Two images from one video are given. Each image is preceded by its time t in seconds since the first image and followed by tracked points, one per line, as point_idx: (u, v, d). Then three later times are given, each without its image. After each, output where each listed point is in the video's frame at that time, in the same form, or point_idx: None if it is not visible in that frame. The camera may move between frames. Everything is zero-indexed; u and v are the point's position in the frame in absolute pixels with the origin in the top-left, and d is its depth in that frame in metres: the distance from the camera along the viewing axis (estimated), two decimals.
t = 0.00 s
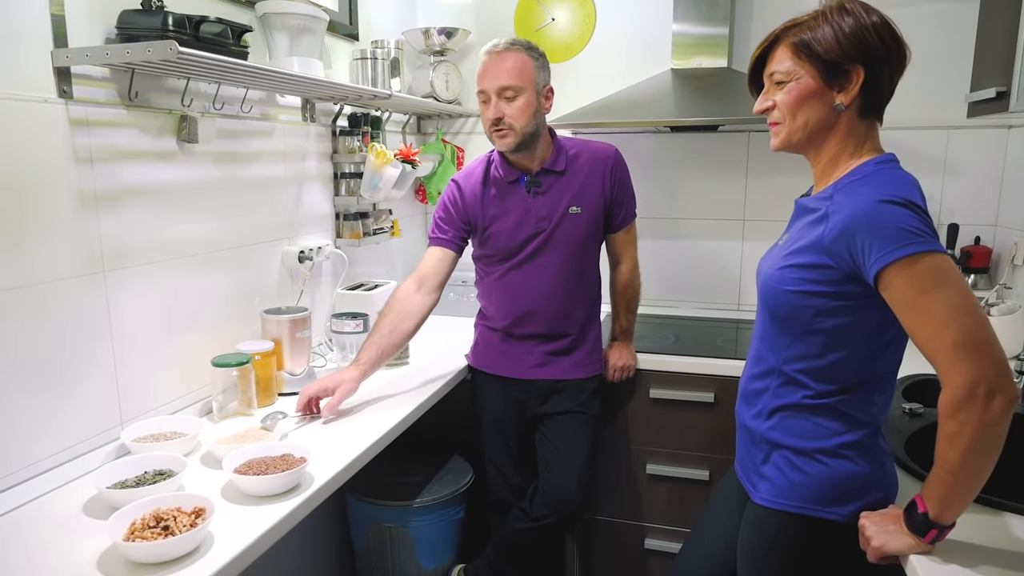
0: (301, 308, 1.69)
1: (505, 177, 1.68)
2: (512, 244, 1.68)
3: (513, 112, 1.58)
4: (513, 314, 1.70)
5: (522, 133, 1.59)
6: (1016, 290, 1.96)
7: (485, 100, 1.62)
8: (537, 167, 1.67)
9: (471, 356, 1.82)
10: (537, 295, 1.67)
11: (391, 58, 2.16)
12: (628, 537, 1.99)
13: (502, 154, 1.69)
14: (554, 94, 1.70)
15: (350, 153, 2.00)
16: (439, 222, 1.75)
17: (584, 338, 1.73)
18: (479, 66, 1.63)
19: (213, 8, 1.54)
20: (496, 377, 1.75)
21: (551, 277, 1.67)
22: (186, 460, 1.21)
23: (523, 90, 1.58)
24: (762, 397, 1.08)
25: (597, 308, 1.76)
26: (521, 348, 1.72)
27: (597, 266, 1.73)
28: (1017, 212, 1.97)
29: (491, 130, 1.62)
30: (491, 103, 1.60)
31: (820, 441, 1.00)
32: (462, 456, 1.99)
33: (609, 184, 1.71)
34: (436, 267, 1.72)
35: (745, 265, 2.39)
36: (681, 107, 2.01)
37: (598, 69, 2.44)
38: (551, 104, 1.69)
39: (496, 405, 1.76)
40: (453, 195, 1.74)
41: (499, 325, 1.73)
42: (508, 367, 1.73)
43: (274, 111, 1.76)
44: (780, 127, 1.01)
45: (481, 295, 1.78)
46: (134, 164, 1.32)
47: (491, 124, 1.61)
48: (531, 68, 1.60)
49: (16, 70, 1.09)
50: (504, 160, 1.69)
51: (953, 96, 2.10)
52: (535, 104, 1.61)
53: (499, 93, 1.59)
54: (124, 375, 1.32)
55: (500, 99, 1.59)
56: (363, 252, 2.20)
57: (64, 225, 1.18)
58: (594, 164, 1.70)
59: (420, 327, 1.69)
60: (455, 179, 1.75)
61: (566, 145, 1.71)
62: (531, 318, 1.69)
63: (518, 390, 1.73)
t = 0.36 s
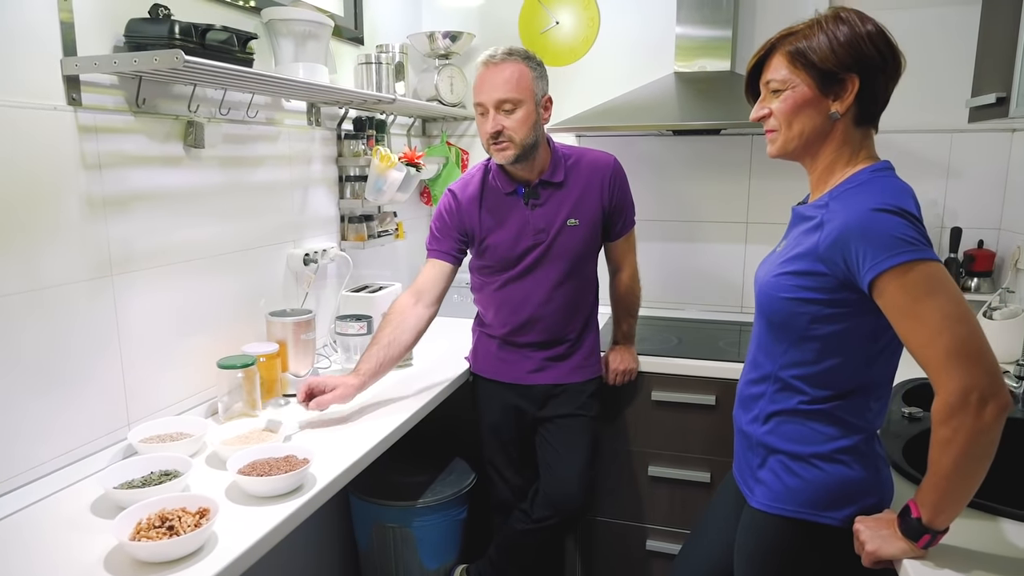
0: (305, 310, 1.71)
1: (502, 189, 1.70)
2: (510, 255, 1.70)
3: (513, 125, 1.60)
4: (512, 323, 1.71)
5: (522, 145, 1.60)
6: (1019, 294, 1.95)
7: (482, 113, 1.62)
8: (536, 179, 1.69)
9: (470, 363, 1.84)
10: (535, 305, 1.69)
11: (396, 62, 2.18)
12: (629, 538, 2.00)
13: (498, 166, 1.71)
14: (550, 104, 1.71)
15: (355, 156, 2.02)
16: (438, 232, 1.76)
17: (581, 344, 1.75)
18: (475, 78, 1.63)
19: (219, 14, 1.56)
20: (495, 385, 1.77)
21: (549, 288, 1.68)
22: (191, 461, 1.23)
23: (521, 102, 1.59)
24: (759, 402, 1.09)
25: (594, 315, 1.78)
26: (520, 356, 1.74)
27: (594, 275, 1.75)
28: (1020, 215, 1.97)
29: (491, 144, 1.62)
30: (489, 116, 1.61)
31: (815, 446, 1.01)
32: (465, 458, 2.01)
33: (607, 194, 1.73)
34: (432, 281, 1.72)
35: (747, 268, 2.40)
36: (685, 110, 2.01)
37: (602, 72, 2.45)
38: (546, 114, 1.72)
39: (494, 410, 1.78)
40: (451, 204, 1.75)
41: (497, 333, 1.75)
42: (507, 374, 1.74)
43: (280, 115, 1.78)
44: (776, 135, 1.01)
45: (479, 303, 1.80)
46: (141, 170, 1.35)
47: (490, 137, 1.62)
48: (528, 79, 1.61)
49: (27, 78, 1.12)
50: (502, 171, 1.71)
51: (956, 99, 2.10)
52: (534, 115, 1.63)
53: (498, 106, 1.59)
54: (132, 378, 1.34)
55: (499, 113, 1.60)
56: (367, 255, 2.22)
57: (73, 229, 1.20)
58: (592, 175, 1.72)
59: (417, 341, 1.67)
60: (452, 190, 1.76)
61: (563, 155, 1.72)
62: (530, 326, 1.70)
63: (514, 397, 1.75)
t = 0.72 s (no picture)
0: (323, 312, 1.72)
1: (520, 191, 1.69)
2: (527, 256, 1.70)
3: (532, 129, 1.60)
4: (529, 324, 1.72)
5: (541, 150, 1.61)
6: None
7: (502, 117, 1.63)
8: (554, 181, 1.69)
9: (486, 365, 1.84)
10: (552, 305, 1.69)
11: (413, 65, 2.19)
12: (644, 541, 2.00)
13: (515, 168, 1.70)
14: (567, 109, 1.71)
15: (372, 159, 2.03)
16: (455, 223, 1.71)
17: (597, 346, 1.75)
18: (495, 81, 1.63)
19: (239, 20, 1.59)
20: (511, 386, 1.77)
21: (565, 289, 1.68)
22: (209, 461, 1.25)
23: (540, 107, 1.59)
24: (774, 407, 1.09)
25: (611, 317, 1.78)
26: (536, 357, 1.74)
27: (610, 277, 1.75)
28: None
29: (509, 148, 1.63)
30: (508, 119, 1.61)
31: (831, 452, 1.00)
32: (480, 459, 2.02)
33: (623, 196, 1.73)
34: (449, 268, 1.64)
35: (765, 270, 2.38)
36: (703, 112, 2.00)
37: (618, 74, 2.44)
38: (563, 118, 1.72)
39: (512, 411, 1.78)
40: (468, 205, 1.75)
41: (513, 335, 1.75)
42: (522, 375, 1.75)
43: (298, 118, 1.80)
44: (791, 139, 1.01)
45: (495, 305, 1.80)
46: (162, 173, 1.37)
47: (509, 142, 1.62)
48: (547, 82, 1.61)
49: (51, 84, 1.14)
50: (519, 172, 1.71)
51: (979, 100, 2.07)
52: (553, 120, 1.63)
53: (517, 110, 1.59)
54: (152, 378, 1.37)
55: (518, 117, 1.60)
56: (384, 256, 2.23)
57: (95, 232, 1.23)
58: (608, 176, 1.72)
59: (430, 326, 1.58)
60: (469, 189, 1.75)
61: (579, 157, 1.72)
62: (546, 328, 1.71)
63: (531, 398, 1.75)
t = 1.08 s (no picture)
0: (337, 315, 1.75)
1: (534, 195, 1.71)
2: (540, 260, 1.71)
3: (543, 134, 1.61)
4: (541, 328, 1.72)
5: (553, 154, 1.62)
6: None
7: (514, 121, 1.64)
8: (566, 185, 1.70)
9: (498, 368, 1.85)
10: (567, 308, 1.69)
11: (427, 70, 2.21)
12: (656, 544, 2.00)
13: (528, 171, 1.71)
14: (581, 113, 1.73)
15: (387, 163, 2.05)
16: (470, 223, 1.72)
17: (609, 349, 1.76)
18: (507, 86, 1.64)
19: (256, 28, 1.61)
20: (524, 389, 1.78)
21: (577, 293, 1.69)
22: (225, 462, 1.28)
23: (553, 111, 1.61)
24: (782, 414, 1.09)
25: (623, 320, 1.79)
26: (548, 361, 1.75)
27: (622, 280, 1.76)
28: None
29: (521, 152, 1.64)
30: (520, 124, 1.62)
31: (839, 460, 1.00)
32: (493, 461, 2.03)
33: (636, 200, 1.73)
34: (463, 269, 1.66)
35: (779, 273, 2.37)
36: (716, 115, 1.99)
37: (633, 77, 2.45)
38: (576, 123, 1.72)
39: (526, 415, 1.78)
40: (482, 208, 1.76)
41: (526, 338, 1.76)
42: (535, 378, 1.76)
43: (314, 124, 1.82)
44: (803, 147, 1.01)
45: (507, 309, 1.81)
46: (180, 180, 1.40)
47: (521, 146, 1.63)
48: (559, 88, 1.62)
49: (74, 94, 1.18)
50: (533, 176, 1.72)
51: (996, 103, 2.06)
52: (565, 125, 1.63)
53: (529, 115, 1.61)
54: (170, 380, 1.40)
55: (530, 122, 1.61)
56: (398, 259, 2.25)
57: (115, 239, 1.26)
58: (619, 181, 1.73)
59: (441, 327, 1.59)
60: (484, 193, 1.76)
61: (591, 162, 1.74)
62: (558, 332, 1.71)
63: (545, 402, 1.76)
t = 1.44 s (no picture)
0: (338, 320, 1.76)
1: (535, 196, 1.72)
2: (539, 262, 1.72)
3: (547, 133, 1.62)
4: (538, 330, 1.74)
5: (555, 154, 1.62)
6: None
7: (521, 120, 1.66)
8: (568, 187, 1.70)
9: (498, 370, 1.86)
10: (565, 311, 1.70)
11: (429, 75, 2.22)
12: (656, 548, 2.00)
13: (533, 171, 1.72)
14: (587, 116, 1.72)
15: (389, 168, 2.07)
16: (475, 232, 1.77)
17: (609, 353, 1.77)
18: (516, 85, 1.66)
19: (259, 35, 1.63)
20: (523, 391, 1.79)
21: (575, 296, 1.70)
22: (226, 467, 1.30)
23: (558, 111, 1.61)
24: (777, 421, 1.09)
25: (624, 324, 1.79)
26: (547, 363, 1.76)
27: (623, 284, 1.76)
28: None
29: (526, 150, 1.65)
30: (526, 122, 1.64)
31: (832, 468, 1.01)
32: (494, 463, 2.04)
33: (637, 205, 1.74)
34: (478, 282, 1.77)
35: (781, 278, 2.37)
36: (718, 120, 1.99)
37: (635, 81, 2.45)
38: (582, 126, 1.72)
39: (523, 416, 1.80)
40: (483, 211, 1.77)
41: (525, 340, 1.77)
42: (534, 381, 1.77)
43: (316, 130, 1.84)
44: (797, 158, 1.01)
45: (507, 310, 1.82)
46: (183, 186, 1.42)
47: (525, 144, 1.65)
48: (566, 89, 1.63)
49: (77, 103, 1.19)
50: (536, 178, 1.73)
51: (998, 109, 2.06)
52: (570, 126, 1.64)
53: (534, 113, 1.62)
54: (172, 385, 1.41)
55: (535, 120, 1.62)
56: (401, 263, 2.27)
57: (118, 245, 1.27)
58: (621, 185, 1.73)
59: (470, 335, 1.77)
60: (485, 195, 1.78)
61: (595, 164, 1.74)
62: (556, 335, 1.72)
63: (542, 405, 1.77)
